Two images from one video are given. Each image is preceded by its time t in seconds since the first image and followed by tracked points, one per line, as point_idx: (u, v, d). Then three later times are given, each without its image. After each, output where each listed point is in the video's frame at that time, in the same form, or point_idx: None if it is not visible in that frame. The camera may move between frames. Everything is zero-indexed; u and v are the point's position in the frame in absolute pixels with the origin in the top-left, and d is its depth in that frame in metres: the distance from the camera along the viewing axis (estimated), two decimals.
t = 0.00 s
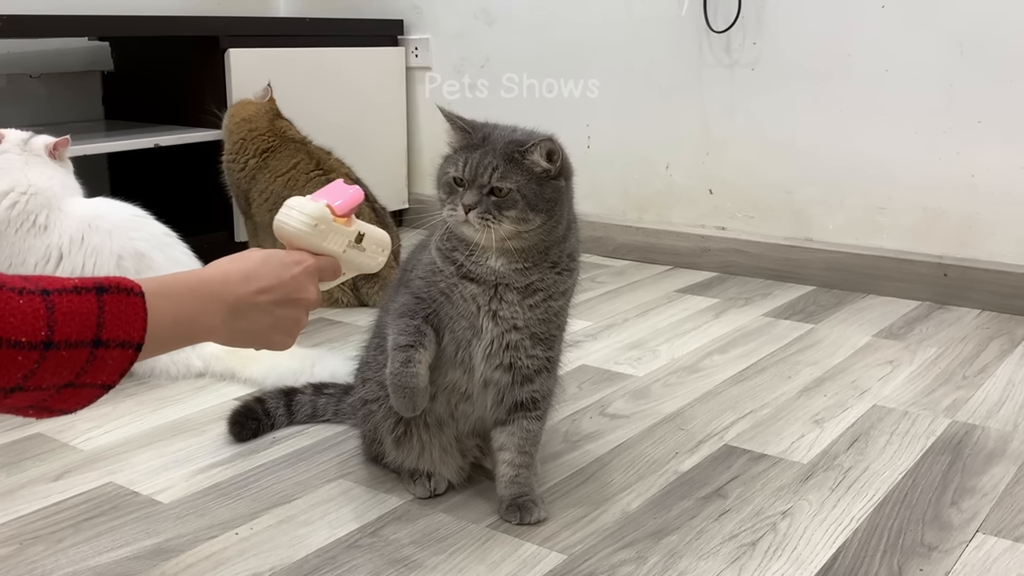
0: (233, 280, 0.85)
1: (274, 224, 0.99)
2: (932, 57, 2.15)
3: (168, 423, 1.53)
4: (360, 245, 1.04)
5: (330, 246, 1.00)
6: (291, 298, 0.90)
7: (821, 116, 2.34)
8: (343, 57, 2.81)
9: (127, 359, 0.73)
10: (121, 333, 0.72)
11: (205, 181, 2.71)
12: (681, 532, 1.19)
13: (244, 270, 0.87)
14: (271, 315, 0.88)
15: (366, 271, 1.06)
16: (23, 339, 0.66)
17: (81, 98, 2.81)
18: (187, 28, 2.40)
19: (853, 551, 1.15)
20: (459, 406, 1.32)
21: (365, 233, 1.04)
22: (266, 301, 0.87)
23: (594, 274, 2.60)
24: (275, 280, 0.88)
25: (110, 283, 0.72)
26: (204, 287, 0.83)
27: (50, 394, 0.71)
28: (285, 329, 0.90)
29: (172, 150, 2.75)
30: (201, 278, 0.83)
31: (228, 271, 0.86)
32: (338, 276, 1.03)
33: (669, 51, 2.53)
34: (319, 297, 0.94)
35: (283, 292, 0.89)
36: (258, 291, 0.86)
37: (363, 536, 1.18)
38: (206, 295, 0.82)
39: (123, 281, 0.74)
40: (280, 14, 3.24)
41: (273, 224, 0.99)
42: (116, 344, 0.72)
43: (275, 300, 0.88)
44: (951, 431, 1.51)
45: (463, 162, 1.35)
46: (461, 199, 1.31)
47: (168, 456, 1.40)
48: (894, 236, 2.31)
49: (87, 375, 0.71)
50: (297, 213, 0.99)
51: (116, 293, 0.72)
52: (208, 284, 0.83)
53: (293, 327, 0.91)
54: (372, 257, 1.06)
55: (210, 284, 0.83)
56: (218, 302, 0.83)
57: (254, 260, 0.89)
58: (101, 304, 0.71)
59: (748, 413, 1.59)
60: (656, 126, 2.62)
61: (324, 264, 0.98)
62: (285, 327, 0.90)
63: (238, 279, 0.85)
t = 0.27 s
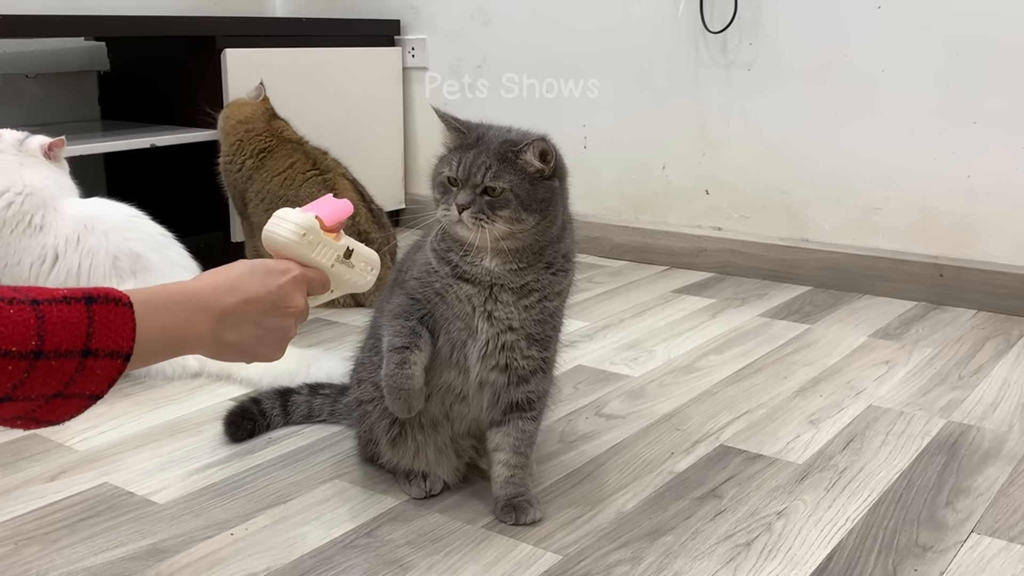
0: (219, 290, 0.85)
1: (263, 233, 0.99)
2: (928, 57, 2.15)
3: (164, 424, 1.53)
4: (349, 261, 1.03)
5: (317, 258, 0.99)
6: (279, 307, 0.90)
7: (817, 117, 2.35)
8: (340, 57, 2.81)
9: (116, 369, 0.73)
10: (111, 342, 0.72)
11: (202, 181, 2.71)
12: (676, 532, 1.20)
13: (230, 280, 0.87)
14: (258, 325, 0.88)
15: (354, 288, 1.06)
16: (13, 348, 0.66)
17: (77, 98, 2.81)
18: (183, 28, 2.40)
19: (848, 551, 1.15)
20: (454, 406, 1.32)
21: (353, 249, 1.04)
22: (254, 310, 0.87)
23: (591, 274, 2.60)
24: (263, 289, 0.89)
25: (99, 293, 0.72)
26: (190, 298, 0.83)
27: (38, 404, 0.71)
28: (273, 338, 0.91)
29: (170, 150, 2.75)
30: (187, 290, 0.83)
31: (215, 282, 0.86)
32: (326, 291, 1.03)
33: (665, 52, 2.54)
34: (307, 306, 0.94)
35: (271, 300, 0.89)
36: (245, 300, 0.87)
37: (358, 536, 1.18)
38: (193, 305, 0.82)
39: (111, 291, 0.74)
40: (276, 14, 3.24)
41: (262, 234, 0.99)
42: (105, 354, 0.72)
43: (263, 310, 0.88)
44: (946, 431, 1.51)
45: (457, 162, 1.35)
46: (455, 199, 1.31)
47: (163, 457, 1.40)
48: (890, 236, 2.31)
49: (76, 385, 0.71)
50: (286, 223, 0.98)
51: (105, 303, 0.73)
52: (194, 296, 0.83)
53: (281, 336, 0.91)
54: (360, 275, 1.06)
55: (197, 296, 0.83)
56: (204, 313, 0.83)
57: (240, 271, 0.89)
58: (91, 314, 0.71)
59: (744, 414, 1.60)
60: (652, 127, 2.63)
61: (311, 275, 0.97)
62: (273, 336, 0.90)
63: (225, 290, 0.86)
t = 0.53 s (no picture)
0: (219, 295, 0.85)
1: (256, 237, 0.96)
2: (925, 57, 2.16)
3: (162, 423, 1.53)
4: (348, 260, 1.01)
5: (312, 260, 0.97)
6: (278, 315, 0.90)
7: (815, 116, 2.35)
8: (337, 57, 2.81)
9: (115, 373, 0.72)
10: (110, 347, 0.72)
11: (199, 181, 2.71)
12: (674, 531, 1.20)
13: (231, 286, 0.87)
14: (255, 332, 0.89)
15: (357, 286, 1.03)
16: (13, 353, 0.66)
17: (75, 97, 2.80)
18: (181, 28, 2.40)
19: (845, 549, 1.15)
20: (452, 406, 1.32)
21: (352, 247, 1.01)
22: (252, 316, 0.88)
23: (588, 273, 2.61)
24: (263, 297, 0.89)
25: (99, 298, 0.72)
26: (189, 302, 0.83)
27: (37, 407, 0.71)
28: (270, 345, 0.91)
29: (167, 150, 2.74)
30: (186, 294, 0.83)
31: (215, 287, 0.86)
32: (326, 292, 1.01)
33: (664, 51, 2.54)
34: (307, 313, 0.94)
35: (270, 308, 0.89)
36: (244, 307, 0.87)
37: (356, 535, 1.18)
38: (191, 310, 0.83)
39: (111, 295, 0.74)
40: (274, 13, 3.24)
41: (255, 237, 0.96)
42: (104, 358, 0.71)
43: (260, 317, 0.88)
44: (943, 430, 1.51)
45: (455, 162, 1.35)
46: (454, 198, 1.31)
47: (161, 456, 1.40)
48: (887, 236, 2.32)
49: (74, 389, 0.71)
50: (279, 226, 0.95)
51: (105, 308, 0.72)
52: (193, 299, 0.83)
53: (278, 343, 0.91)
54: (362, 272, 1.02)
55: (196, 300, 0.83)
56: (202, 318, 0.83)
57: (242, 275, 0.89)
58: (90, 319, 0.71)
59: (741, 413, 1.60)
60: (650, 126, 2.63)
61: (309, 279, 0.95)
62: (270, 342, 0.91)
63: (225, 296, 0.86)
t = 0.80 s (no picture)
0: (229, 306, 0.85)
1: (269, 248, 0.96)
2: (925, 57, 2.16)
3: (163, 424, 1.53)
4: (360, 272, 1.02)
5: (325, 272, 0.98)
6: (287, 326, 0.90)
7: (815, 116, 2.35)
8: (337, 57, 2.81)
9: (123, 382, 0.73)
10: (119, 355, 0.72)
11: (199, 182, 2.71)
12: (675, 532, 1.20)
13: (241, 297, 0.87)
14: (264, 343, 0.89)
15: (368, 299, 1.04)
16: (22, 361, 0.66)
17: (75, 98, 2.80)
18: (181, 28, 2.40)
19: (846, 549, 1.15)
20: (454, 406, 1.32)
21: (363, 259, 1.03)
22: (261, 327, 0.88)
23: (589, 274, 2.61)
24: (273, 308, 0.88)
25: (109, 307, 0.72)
26: (199, 311, 0.83)
27: (44, 415, 0.71)
28: (278, 356, 0.91)
29: (168, 150, 2.74)
30: (197, 303, 0.83)
31: (225, 297, 0.86)
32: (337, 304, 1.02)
33: (664, 52, 2.54)
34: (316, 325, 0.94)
35: (279, 319, 0.89)
36: (253, 318, 0.87)
37: (358, 536, 1.18)
38: (201, 320, 0.83)
39: (121, 304, 0.74)
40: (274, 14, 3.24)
41: (267, 248, 0.97)
42: (112, 367, 0.72)
43: (270, 328, 0.88)
44: (944, 430, 1.52)
45: (458, 162, 1.35)
46: (457, 198, 1.31)
47: (163, 457, 1.40)
48: (887, 236, 2.32)
49: (82, 398, 0.71)
50: (293, 238, 0.96)
51: (114, 316, 0.72)
52: (203, 308, 0.83)
53: (286, 356, 0.91)
54: (373, 284, 1.04)
55: (206, 309, 0.83)
56: (211, 328, 0.83)
57: (252, 285, 0.89)
58: (100, 327, 0.71)
59: (742, 413, 1.60)
60: (650, 126, 2.63)
61: (321, 289, 0.96)
62: (278, 354, 0.91)
63: (235, 306, 0.86)
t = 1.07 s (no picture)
0: (235, 310, 0.85)
1: (275, 251, 0.97)
2: (926, 58, 2.16)
3: (165, 426, 1.53)
4: (366, 276, 1.02)
5: (331, 276, 0.98)
6: (293, 330, 0.90)
7: (816, 117, 2.35)
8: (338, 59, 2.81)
9: (129, 386, 0.73)
10: (125, 359, 0.72)
11: (201, 183, 2.71)
12: (678, 533, 1.20)
13: (246, 300, 0.87)
14: (269, 347, 0.89)
15: (374, 304, 1.04)
16: (30, 365, 0.66)
17: (76, 99, 2.80)
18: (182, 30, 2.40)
19: (850, 550, 1.15)
20: (457, 408, 1.32)
21: (369, 264, 1.02)
22: (267, 331, 0.88)
23: (590, 275, 2.61)
24: (279, 311, 0.89)
25: (115, 310, 0.72)
26: (204, 315, 0.83)
27: (50, 420, 0.71)
28: (284, 360, 0.91)
29: (169, 151, 2.74)
30: (203, 307, 0.83)
31: (231, 301, 0.86)
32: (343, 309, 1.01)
33: (665, 53, 2.54)
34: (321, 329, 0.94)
35: (285, 323, 0.89)
36: (259, 322, 0.87)
37: (360, 537, 1.18)
38: (207, 323, 0.83)
39: (127, 307, 0.74)
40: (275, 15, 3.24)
41: (274, 251, 0.97)
42: (119, 370, 0.72)
43: (275, 332, 0.88)
44: (947, 431, 1.51)
45: (462, 164, 1.35)
46: (461, 200, 1.31)
47: (165, 459, 1.40)
48: (889, 237, 2.32)
49: (88, 402, 0.71)
50: (299, 241, 0.96)
51: (121, 320, 0.73)
52: (209, 312, 0.83)
53: (291, 359, 0.91)
54: (379, 289, 1.04)
55: (212, 313, 0.83)
56: (217, 331, 0.83)
57: (258, 289, 0.89)
58: (107, 331, 0.71)
59: (745, 414, 1.60)
60: (651, 127, 2.63)
61: (326, 294, 0.96)
62: (283, 358, 0.91)
63: (241, 309, 0.86)
